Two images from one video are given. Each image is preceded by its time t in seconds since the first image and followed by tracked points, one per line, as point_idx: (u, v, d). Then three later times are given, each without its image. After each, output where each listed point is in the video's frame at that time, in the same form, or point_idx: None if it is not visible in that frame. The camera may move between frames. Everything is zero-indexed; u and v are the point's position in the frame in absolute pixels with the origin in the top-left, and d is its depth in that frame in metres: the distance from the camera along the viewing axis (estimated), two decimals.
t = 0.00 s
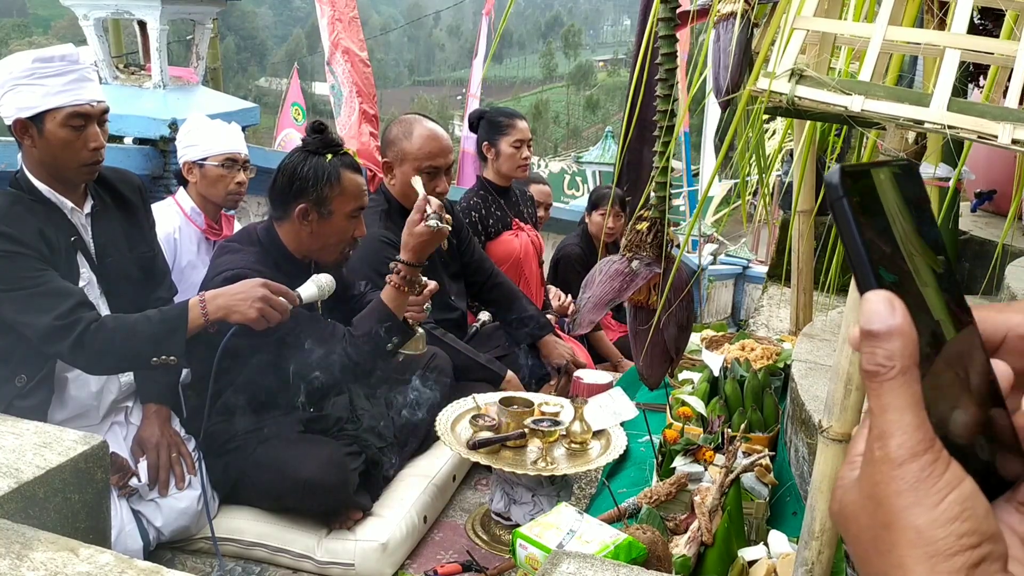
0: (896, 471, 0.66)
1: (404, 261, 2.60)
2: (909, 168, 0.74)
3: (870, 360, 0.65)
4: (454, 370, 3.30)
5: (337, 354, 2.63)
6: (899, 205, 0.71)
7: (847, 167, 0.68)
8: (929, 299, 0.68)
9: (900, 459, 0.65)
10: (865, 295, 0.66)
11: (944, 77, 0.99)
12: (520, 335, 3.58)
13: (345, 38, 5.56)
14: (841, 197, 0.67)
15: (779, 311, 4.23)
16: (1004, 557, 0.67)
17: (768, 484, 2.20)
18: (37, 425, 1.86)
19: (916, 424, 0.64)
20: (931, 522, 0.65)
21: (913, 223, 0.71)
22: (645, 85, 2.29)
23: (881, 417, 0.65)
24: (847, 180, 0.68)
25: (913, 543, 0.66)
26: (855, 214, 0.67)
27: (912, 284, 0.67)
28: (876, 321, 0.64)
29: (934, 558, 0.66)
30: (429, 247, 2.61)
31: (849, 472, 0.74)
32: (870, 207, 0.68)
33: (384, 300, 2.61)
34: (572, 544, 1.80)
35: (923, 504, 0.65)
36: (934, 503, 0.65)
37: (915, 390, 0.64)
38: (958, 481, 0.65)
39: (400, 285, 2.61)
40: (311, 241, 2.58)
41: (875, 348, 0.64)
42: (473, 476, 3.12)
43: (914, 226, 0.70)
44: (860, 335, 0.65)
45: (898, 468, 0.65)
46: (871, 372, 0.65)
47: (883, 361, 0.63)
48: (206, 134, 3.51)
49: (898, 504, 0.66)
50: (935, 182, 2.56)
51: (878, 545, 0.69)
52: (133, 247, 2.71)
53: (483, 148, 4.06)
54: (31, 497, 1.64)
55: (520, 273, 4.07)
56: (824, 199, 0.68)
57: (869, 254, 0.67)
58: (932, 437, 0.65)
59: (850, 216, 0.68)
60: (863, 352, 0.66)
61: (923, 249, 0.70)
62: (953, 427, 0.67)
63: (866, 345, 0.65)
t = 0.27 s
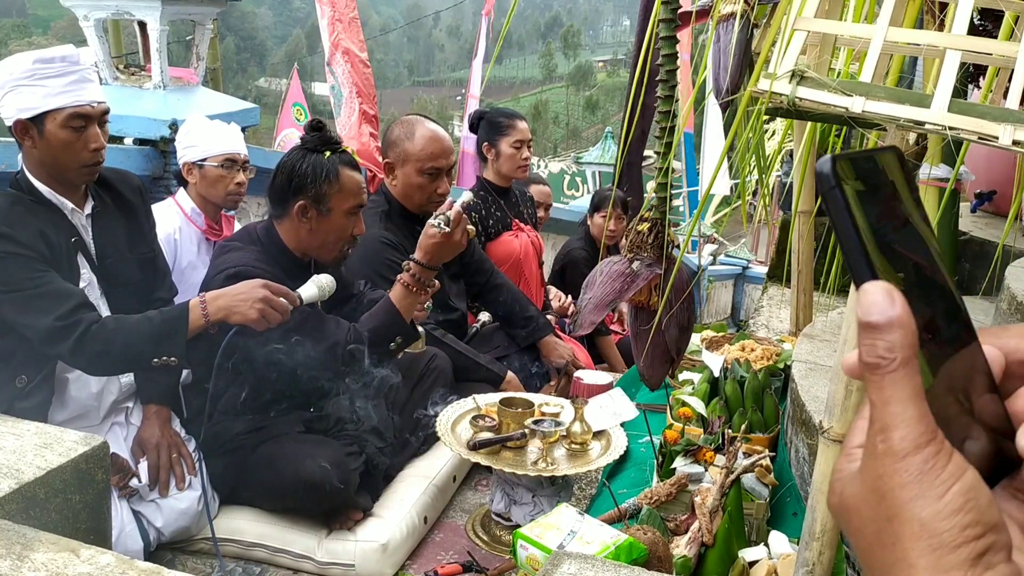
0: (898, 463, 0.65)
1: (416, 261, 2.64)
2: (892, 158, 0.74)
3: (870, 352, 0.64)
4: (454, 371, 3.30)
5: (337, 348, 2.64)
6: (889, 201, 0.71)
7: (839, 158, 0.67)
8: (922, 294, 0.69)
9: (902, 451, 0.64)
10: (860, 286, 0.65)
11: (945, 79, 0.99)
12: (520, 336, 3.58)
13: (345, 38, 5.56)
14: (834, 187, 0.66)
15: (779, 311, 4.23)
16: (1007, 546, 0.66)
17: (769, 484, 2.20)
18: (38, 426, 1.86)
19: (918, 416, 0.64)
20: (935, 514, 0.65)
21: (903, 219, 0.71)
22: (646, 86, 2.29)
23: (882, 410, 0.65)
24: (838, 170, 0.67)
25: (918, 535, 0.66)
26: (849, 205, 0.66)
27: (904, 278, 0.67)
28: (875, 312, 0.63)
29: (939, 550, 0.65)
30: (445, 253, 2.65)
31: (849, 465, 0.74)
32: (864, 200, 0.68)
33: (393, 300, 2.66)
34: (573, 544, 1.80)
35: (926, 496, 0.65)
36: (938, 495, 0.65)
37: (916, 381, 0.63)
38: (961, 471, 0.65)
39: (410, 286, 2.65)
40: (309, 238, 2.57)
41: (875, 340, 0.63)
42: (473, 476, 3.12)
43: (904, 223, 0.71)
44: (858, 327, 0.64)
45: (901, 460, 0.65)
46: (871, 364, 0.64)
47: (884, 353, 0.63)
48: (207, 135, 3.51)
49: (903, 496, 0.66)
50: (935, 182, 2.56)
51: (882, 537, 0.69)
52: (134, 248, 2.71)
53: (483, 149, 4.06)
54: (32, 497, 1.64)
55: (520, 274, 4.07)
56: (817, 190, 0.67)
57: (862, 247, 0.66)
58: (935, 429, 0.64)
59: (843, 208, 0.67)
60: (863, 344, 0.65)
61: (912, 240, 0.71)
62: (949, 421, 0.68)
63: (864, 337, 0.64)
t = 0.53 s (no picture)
0: (904, 466, 0.66)
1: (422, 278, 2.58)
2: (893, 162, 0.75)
3: (877, 357, 0.64)
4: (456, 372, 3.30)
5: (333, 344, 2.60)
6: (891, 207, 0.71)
7: (842, 165, 0.68)
8: (928, 294, 0.69)
9: (909, 454, 0.65)
10: (865, 290, 0.66)
11: (947, 79, 1.00)
12: (522, 337, 3.59)
13: (346, 39, 5.56)
14: (839, 193, 0.67)
15: (781, 311, 4.23)
16: (1015, 549, 0.67)
17: (771, 485, 2.21)
18: (42, 428, 1.86)
19: (925, 420, 0.64)
20: (942, 516, 0.66)
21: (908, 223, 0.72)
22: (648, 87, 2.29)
23: (888, 414, 0.65)
24: (843, 175, 0.68)
25: (925, 538, 0.67)
26: (854, 209, 0.67)
27: (909, 281, 0.68)
28: (881, 317, 0.63)
29: (946, 553, 0.66)
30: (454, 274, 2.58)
31: (856, 467, 0.74)
32: (866, 203, 0.69)
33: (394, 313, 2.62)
34: (576, 545, 1.80)
35: (933, 499, 0.65)
36: (945, 498, 0.65)
37: (922, 386, 0.64)
38: (967, 474, 0.65)
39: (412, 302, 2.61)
40: (310, 237, 2.57)
41: (881, 344, 0.63)
42: (475, 477, 3.12)
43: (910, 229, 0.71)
44: (864, 331, 0.64)
45: (908, 463, 0.66)
46: (877, 369, 0.64)
47: (890, 358, 0.63)
48: (208, 136, 3.52)
49: (910, 499, 0.66)
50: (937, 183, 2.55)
51: (890, 540, 0.70)
52: (136, 250, 2.71)
53: (484, 150, 4.06)
54: (36, 499, 1.64)
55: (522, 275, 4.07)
56: (821, 194, 0.68)
57: (868, 252, 0.67)
58: (941, 432, 0.65)
59: (847, 212, 0.68)
60: (869, 349, 0.65)
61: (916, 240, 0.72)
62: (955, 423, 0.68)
63: (871, 341, 0.65)
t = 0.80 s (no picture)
0: (901, 467, 0.66)
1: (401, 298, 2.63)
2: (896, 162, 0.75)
3: (876, 357, 0.64)
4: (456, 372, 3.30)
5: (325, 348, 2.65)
6: (894, 208, 0.72)
7: (846, 165, 0.68)
8: (930, 294, 0.70)
9: (907, 455, 0.65)
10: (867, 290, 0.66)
11: (947, 77, 1.00)
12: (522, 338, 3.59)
13: (345, 40, 5.56)
14: (841, 193, 0.68)
15: (781, 312, 4.22)
16: (1013, 551, 0.66)
17: (772, 485, 2.20)
18: (41, 429, 1.86)
19: (924, 421, 0.64)
20: (940, 518, 0.65)
21: (909, 225, 0.72)
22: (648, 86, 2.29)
23: (887, 415, 0.65)
24: (845, 174, 0.68)
25: (922, 540, 0.66)
26: (854, 209, 0.68)
27: (912, 280, 0.69)
28: (880, 318, 0.63)
29: (943, 554, 0.66)
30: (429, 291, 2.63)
31: (854, 469, 0.74)
32: (868, 203, 0.69)
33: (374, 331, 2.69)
34: (576, 545, 1.80)
35: (931, 500, 0.65)
36: (943, 499, 0.65)
37: (920, 386, 0.64)
38: (966, 476, 0.65)
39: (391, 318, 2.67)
40: (303, 239, 2.58)
41: (880, 344, 0.63)
42: (475, 478, 3.12)
43: (911, 231, 0.72)
44: (864, 332, 0.64)
45: (906, 464, 0.65)
46: (877, 369, 0.64)
47: (889, 358, 0.63)
48: (207, 137, 3.51)
49: (908, 501, 0.66)
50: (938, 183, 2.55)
51: (887, 541, 0.69)
52: (135, 251, 2.71)
53: (484, 150, 4.06)
54: (35, 501, 1.64)
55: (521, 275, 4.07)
56: (824, 194, 0.68)
57: (870, 253, 0.68)
58: (939, 433, 0.65)
59: (849, 212, 0.68)
60: (868, 349, 0.65)
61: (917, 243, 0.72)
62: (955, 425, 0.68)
63: (870, 342, 0.65)
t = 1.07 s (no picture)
0: (913, 463, 0.66)
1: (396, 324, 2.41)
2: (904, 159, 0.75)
3: (887, 354, 0.64)
4: (457, 372, 3.30)
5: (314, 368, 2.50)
6: (902, 206, 0.71)
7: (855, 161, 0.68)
8: (939, 293, 0.70)
9: (920, 451, 0.65)
10: (877, 288, 0.66)
11: (952, 76, 1.00)
12: (523, 338, 3.58)
13: (346, 40, 5.56)
14: (851, 189, 0.67)
15: (782, 311, 4.20)
16: None
17: (774, 485, 2.19)
18: (42, 429, 1.86)
19: (935, 417, 0.64)
20: (953, 514, 0.65)
21: (917, 223, 0.72)
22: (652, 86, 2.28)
23: (898, 411, 0.65)
24: (855, 172, 0.68)
25: (935, 536, 0.66)
26: (865, 205, 0.67)
27: (923, 279, 0.69)
28: (891, 314, 0.63)
29: (957, 551, 0.66)
30: (421, 325, 2.39)
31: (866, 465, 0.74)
32: (878, 200, 0.69)
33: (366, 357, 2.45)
34: (579, 545, 1.79)
35: (944, 496, 0.65)
36: (955, 496, 0.65)
37: (932, 382, 0.64)
38: (979, 473, 0.65)
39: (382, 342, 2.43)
40: (301, 243, 2.59)
41: (892, 341, 0.63)
42: (476, 478, 3.12)
43: (918, 229, 0.72)
44: (876, 328, 0.64)
45: (918, 461, 0.65)
46: (888, 365, 0.64)
47: (901, 354, 0.63)
48: (209, 137, 3.51)
49: (920, 498, 0.66)
50: (940, 184, 2.55)
51: (900, 538, 0.69)
52: (137, 250, 2.70)
53: (485, 150, 4.06)
54: (37, 501, 1.63)
55: (522, 275, 4.05)
56: (833, 190, 0.68)
57: (880, 252, 0.67)
58: (951, 429, 0.65)
59: (859, 208, 0.68)
60: (879, 346, 0.65)
61: (926, 242, 0.72)
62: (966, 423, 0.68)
63: (881, 338, 0.65)
